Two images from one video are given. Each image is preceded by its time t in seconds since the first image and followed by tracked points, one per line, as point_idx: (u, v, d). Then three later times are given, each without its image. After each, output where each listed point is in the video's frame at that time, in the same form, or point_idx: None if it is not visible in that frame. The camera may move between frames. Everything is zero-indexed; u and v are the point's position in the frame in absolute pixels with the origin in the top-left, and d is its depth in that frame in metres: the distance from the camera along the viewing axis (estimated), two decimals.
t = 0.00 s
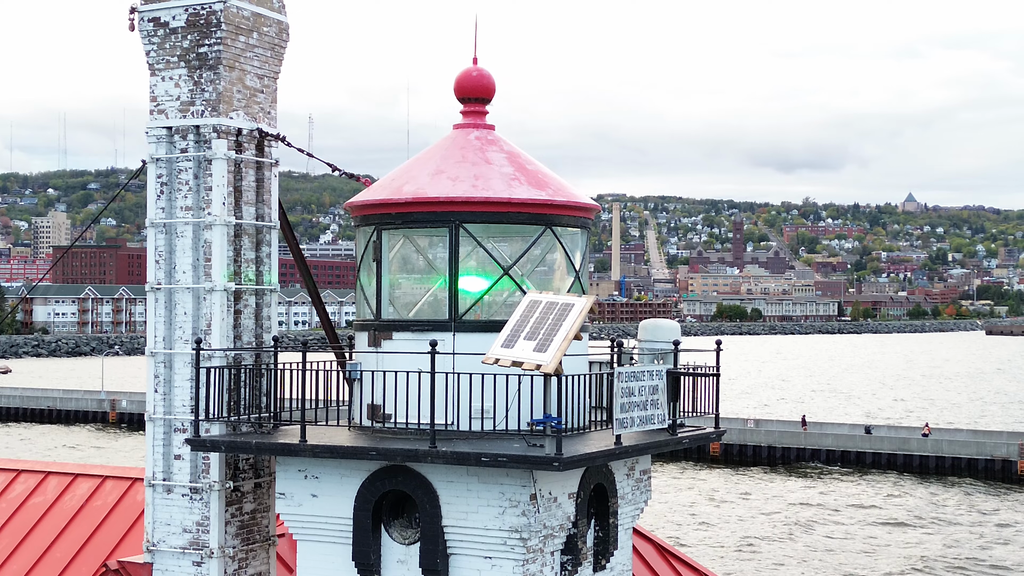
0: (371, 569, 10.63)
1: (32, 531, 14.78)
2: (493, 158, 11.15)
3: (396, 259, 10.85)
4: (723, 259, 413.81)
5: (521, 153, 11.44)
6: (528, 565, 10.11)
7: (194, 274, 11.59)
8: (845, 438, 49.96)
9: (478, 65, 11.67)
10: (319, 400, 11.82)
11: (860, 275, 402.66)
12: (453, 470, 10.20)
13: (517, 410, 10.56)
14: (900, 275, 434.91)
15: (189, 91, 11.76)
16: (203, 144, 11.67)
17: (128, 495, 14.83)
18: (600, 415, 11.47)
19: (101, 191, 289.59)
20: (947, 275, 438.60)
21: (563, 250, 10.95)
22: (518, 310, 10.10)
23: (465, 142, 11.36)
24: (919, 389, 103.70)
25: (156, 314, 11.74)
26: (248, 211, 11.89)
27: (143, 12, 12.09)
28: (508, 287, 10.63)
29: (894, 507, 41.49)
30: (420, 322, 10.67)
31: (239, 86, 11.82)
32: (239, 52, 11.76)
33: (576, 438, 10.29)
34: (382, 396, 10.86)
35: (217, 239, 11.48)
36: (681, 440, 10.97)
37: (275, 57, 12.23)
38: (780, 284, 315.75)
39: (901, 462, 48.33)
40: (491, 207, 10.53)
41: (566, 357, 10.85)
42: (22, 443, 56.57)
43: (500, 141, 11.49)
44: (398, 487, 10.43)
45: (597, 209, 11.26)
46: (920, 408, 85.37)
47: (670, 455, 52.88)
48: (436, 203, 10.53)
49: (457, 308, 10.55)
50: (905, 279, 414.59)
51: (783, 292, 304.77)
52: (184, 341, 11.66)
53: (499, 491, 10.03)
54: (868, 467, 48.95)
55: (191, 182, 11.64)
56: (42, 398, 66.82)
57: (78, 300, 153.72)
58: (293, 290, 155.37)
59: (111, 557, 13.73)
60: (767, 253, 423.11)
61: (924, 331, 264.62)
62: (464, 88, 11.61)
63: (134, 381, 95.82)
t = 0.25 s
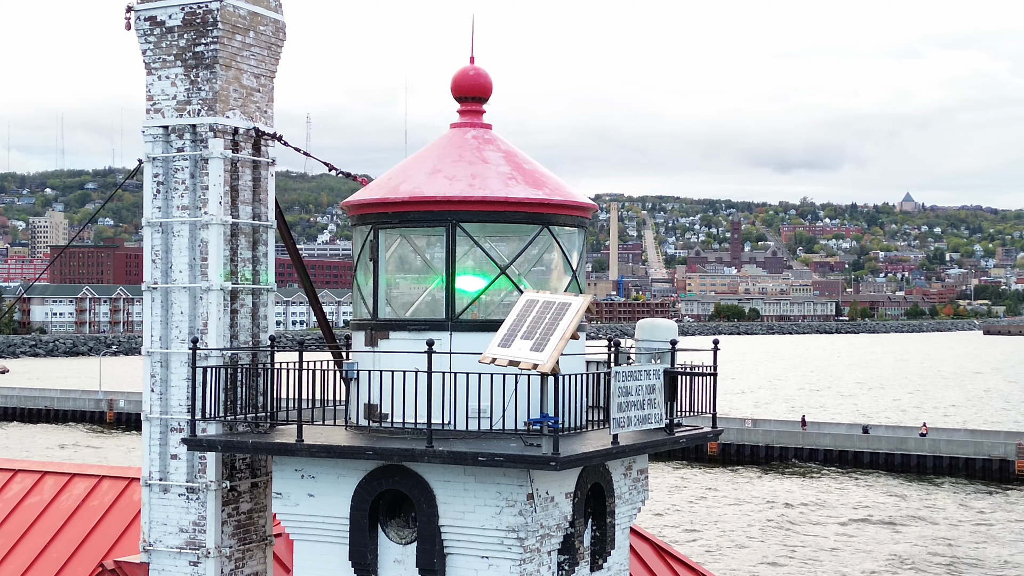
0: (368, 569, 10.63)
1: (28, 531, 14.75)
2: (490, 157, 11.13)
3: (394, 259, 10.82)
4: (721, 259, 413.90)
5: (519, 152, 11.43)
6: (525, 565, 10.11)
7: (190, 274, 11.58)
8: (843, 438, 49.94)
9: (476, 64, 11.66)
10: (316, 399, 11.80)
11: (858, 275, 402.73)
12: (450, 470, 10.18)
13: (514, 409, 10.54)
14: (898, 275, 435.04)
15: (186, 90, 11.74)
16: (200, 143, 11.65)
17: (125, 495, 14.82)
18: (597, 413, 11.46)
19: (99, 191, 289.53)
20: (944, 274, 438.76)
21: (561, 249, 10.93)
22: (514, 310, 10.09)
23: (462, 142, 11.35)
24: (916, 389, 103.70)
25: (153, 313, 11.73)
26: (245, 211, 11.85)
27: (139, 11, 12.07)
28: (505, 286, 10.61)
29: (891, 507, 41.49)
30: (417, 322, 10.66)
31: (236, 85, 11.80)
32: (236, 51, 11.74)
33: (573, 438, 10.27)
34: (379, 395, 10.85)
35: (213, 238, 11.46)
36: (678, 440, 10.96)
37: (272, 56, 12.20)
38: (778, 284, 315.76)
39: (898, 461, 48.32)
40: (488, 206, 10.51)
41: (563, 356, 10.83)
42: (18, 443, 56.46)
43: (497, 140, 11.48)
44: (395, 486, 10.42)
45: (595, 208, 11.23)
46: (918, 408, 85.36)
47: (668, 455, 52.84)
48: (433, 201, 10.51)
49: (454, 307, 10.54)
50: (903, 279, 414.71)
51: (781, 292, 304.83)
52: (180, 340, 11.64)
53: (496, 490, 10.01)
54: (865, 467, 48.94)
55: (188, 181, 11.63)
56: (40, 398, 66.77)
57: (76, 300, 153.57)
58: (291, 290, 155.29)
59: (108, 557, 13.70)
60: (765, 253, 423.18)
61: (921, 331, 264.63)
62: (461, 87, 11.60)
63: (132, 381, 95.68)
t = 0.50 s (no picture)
0: (367, 569, 10.60)
1: (27, 531, 14.74)
2: (489, 156, 11.11)
3: (392, 258, 10.80)
4: (721, 259, 413.92)
5: (518, 152, 11.41)
6: (525, 565, 10.10)
7: (189, 273, 11.56)
8: (842, 438, 49.90)
9: (475, 63, 11.64)
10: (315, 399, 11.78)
11: (858, 275, 402.80)
12: (450, 469, 10.16)
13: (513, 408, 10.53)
14: (898, 275, 435.06)
15: (184, 89, 11.72)
16: (198, 142, 11.63)
17: (124, 495, 14.80)
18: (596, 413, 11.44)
19: (99, 191, 289.42)
20: (944, 275, 438.73)
21: (560, 249, 10.92)
22: (514, 308, 10.07)
23: (461, 140, 11.32)
24: (916, 389, 103.69)
25: (151, 312, 11.71)
26: (244, 210, 11.83)
27: (138, 10, 12.05)
28: (504, 286, 10.59)
29: (891, 507, 41.46)
30: (416, 321, 10.64)
31: (235, 83, 11.78)
32: (235, 50, 11.73)
33: (572, 437, 10.25)
34: (378, 394, 10.82)
35: (212, 237, 11.44)
36: (678, 439, 10.94)
37: (270, 55, 12.19)
38: (778, 284, 315.71)
39: (898, 461, 48.29)
40: (487, 205, 10.49)
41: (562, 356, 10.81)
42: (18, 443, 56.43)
43: (496, 139, 11.46)
44: (393, 486, 10.40)
45: (594, 207, 11.21)
46: (918, 408, 85.32)
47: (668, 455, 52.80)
48: (431, 201, 10.50)
49: (453, 306, 10.52)
50: (903, 279, 414.72)
51: (781, 292, 304.71)
52: (179, 340, 11.62)
53: (495, 490, 10.00)
54: (865, 467, 48.91)
55: (186, 180, 11.62)
56: (39, 398, 66.72)
57: (76, 300, 153.56)
58: (291, 290, 155.29)
59: (106, 557, 13.69)
60: (765, 253, 423.17)
61: (921, 331, 264.64)
62: (460, 86, 11.58)
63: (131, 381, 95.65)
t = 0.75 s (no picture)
0: (366, 568, 10.58)
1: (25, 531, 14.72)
2: (488, 155, 11.09)
3: (391, 257, 10.78)
4: (721, 259, 413.94)
5: (517, 150, 11.38)
6: (524, 564, 10.08)
7: (188, 272, 11.53)
8: (842, 438, 49.85)
9: (474, 62, 11.62)
10: (313, 399, 11.76)
11: (858, 275, 402.79)
12: (448, 468, 10.15)
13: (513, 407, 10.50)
14: (898, 275, 434.98)
15: (183, 87, 11.69)
16: (197, 141, 11.60)
17: (123, 494, 14.79)
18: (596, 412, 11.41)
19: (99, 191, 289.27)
20: (944, 275, 438.75)
21: (559, 248, 10.90)
22: (513, 307, 10.04)
23: (460, 139, 11.30)
24: (916, 388, 103.65)
25: (149, 311, 11.68)
26: (242, 209, 11.81)
27: (136, 8, 12.02)
28: (503, 285, 10.56)
29: (891, 507, 41.46)
30: (415, 320, 10.61)
31: (233, 82, 11.76)
32: (233, 48, 11.71)
33: (571, 436, 10.23)
34: (376, 393, 10.80)
35: (211, 236, 11.43)
36: (677, 438, 10.91)
37: (269, 54, 12.17)
38: (779, 284, 315.65)
39: (898, 461, 48.29)
40: (486, 204, 10.47)
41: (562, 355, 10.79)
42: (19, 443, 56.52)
43: (495, 137, 11.44)
44: (392, 485, 10.38)
45: (593, 206, 11.19)
46: (918, 408, 85.28)
47: (667, 454, 52.75)
48: (430, 199, 10.48)
49: (453, 305, 10.50)
50: (902, 279, 414.72)
51: (781, 293, 304.62)
52: (178, 339, 11.61)
53: (494, 489, 9.97)
54: (865, 467, 48.89)
55: (185, 179, 11.59)
56: (39, 398, 66.66)
57: (76, 300, 153.52)
58: (291, 290, 155.24)
59: (105, 556, 13.66)
60: (765, 253, 423.18)
61: (921, 331, 264.61)
62: (459, 84, 11.55)
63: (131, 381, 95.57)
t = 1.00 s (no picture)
0: (365, 567, 10.55)
1: (24, 530, 14.69)
2: (487, 152, 11.06)
3: (390, 255, 10.76)
4: (721, 259, 413.95)
5: (516, 148, 11.36)
6: (523, 563, 10.04)
7: (186, 270, 11.51)
8: (842, 437, 49.76)
9: (473, 59, 11.59)
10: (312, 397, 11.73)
11: (858, 275, 402.78)
12: (448, 467, 10.12)
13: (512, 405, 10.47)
14: (897, 275, 434.89)
15: (181, 85, 11.67)
16: (196, 138, 11.57)
17: (122, 493, 14.76)
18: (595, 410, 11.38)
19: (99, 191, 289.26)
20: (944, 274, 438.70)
21: (558, 246, 10.87)
22: (512, 305, 10.01)
23: (459, 137, 11.28)
24: (916, 388, 103.59)
25: (148, 309, 11.65)
26: (241, 206, 11.79)
27: (135, 6, 12.00)
28: (502, 283, 10.53)
29: (893, 506, 41.39)
30: (414, 318, 10.59)
31: (232, 80, 11.73)
32: (232, 46, 11.68)
33: (571, 435, 10.20)
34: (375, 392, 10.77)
35: (210, 234, 11.40)
36: (677, 436, 10.88)
37: (268, 51, 12.14)
38: (779, 284, 315.67)
39: (898, 461, 48.31)
40: (485, 201, 10.44)
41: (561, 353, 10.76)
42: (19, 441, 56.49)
43: (494, 135, 11.41)
44: (391, 484, 10.36)
45: (593, 204, 11.16)
46: (918, 408, 85.22)
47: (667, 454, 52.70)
48: (429, 197, 10.45)
49: (451, 303, 10.48)
50: (902, 279, 414.70)
51: (781, 292, 304.54)
52: (176, 337, 11.58)
53: (493, 487, 9.95)
54: (865, 466, 48.85)
55: (184, 177, 11.56)
56: (39, 398, 66.62)
57: (76, 300, 153.57)
58: (291, 290, 155.21)
59: (104, 555, 13.63)
60: (765, 253, 423.19)
61: (921, 331, 264.56)
62: (458, 81, 11.53)
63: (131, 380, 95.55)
